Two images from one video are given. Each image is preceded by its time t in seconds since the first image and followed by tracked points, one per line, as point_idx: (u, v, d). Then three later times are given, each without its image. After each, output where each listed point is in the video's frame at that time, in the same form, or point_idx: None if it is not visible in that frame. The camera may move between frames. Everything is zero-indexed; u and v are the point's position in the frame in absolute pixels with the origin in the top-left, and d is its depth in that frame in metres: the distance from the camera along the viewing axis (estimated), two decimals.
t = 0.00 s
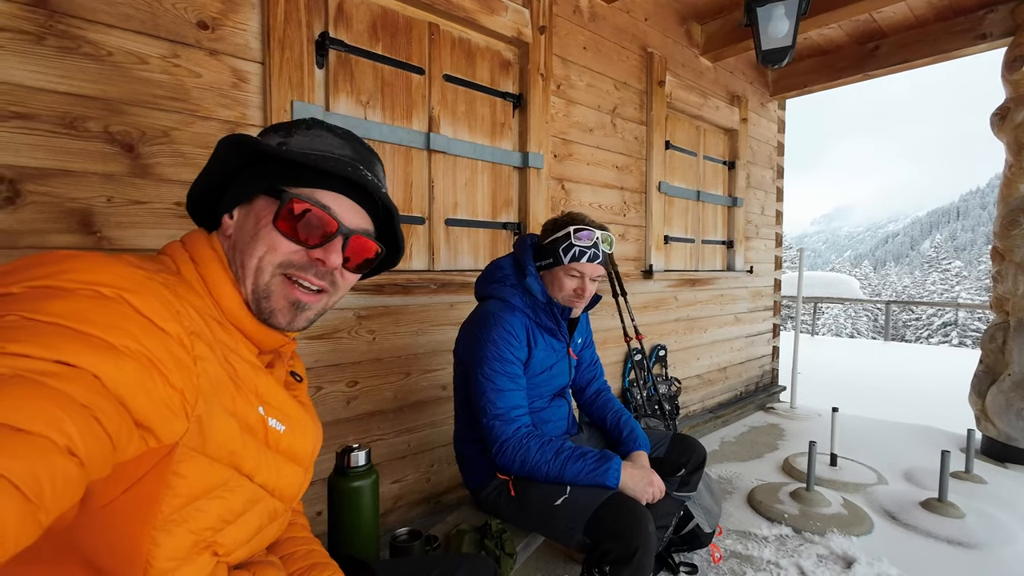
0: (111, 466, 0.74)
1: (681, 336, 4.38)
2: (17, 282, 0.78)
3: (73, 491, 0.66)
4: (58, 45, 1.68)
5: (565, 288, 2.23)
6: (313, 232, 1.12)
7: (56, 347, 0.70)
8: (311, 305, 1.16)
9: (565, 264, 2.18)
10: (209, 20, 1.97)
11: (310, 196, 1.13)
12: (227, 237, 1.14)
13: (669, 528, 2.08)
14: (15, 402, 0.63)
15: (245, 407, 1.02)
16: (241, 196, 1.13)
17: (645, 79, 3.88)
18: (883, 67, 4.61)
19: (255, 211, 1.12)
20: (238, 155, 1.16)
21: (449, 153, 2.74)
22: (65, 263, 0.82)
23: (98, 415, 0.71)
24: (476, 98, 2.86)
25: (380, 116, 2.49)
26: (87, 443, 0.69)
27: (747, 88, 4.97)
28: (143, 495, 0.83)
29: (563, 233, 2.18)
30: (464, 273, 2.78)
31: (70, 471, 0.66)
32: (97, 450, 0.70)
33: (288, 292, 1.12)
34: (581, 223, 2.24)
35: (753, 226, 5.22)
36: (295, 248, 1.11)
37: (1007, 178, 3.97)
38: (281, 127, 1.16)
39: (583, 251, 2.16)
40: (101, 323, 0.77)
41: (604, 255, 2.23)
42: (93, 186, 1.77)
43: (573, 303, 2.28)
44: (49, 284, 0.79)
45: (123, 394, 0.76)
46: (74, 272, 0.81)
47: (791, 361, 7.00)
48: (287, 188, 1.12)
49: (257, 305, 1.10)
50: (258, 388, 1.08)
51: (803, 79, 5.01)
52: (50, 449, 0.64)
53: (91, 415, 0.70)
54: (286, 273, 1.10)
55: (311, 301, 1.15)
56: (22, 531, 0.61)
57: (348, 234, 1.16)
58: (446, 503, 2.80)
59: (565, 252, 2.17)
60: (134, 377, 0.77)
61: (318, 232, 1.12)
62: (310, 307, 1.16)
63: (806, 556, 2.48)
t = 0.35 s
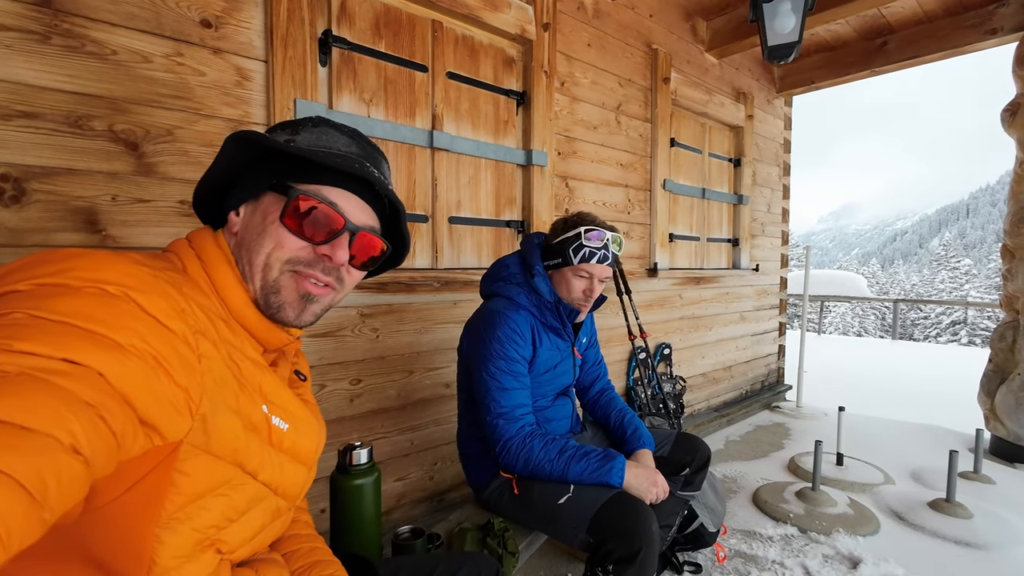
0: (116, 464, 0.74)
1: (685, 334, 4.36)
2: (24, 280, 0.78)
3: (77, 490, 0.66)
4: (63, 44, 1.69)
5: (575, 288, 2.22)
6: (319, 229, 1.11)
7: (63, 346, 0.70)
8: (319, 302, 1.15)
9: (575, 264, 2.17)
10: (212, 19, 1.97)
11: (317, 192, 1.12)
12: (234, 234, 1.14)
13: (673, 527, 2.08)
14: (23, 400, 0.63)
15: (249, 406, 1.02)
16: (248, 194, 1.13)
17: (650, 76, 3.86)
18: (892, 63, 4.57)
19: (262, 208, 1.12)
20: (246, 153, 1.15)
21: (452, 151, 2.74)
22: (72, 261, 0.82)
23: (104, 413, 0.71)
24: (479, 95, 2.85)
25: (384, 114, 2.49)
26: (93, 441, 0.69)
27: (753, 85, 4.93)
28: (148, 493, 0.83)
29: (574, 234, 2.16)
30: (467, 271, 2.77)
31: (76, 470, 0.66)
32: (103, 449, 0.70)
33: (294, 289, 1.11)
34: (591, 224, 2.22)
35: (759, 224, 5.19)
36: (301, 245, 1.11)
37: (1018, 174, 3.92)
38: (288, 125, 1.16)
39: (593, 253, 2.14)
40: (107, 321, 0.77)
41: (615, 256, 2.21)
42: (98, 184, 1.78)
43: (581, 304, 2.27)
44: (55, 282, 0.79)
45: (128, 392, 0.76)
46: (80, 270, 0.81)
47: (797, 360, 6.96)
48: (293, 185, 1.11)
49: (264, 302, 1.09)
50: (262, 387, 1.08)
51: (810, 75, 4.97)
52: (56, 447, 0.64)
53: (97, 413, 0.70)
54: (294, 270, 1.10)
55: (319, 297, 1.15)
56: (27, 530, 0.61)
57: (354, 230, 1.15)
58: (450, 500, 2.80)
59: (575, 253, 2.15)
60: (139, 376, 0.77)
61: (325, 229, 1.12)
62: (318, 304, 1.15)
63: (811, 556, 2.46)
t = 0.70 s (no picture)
0: (114, 461, 0.74)
1: (688, 334, 4.35)
2: (20, 278, 0.78)
3: (75, 487, 0.66)
4: (65, 43, 1.69)
5: (582, 283, 2.21)
6: (317, 228, 1.11)
7: (60, 342, 0.70)
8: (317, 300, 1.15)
9: (583, 259, 2.17)
10: (214, 18, 1.97)
11: (314, 191, 1.12)
12: (231, 233, 1.14)
13: (676, 527, 2.07)
14: (20, 398, 0.63)
15: (248, 403, 1.02)
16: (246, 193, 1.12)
17: (653, 74, 3.85)
18: (896, 61, 4.54)
19: (260, 206, 1.11)
20: (243, 151, 1.15)
21: (454, 150, 2.73)
22: (69, 258, 0.82)
23: (102, 410, 0.71)
24: (481, 94, 2.85)
25: (385, 113, 2.49)
26: (91, 438, 0.68)
27: (756, 83, 4.91)
28: (146, 491, 0.83)
29: (581, 229, 2.17)
30: (469, 270, 2.77)
31: (73, 466, 0.65)
32: (101, 445, 0.70)
33: (293, 290, 1.12)
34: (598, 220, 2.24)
35: (762, 223, 5.16)
36: (300, 244, 1.11)
37: None
38: (285, 122, 1.15)
39: (602, 248, 2.15)
40: (104, 318, 0.77)
41: (621, 253, 2.24)
42: (100, 183, 1.78)
43: (588, 299, 2.25)
44: (52, 279, 0.79)
45: (126, 389, 0.76)
46: (78, 267, 0.81)
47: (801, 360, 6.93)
48: (290, 184, 1.11)
49: (262, 302, 1.09)
50: (260, 384, 1.08)
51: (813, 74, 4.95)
52: (53, 443, 0.64)
53: (95, 410, 0.70)
54: (292, 269, 1.10)
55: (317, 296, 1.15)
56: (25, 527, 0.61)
57: (352, 229, 1.16)
58: (451, 500, 2.80)
59: (583, 247, 2.15)
60: (137, 373, 0.77)
61: (323, 228, 1.12)
62: (316, 303, 1.15)
63: (815, 557, 2.45)
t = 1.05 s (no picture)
0: (118, 459, 0.74)
1: (690, 334, 4.35)
2: (24, 277, 0.79)
3: (80, 485, 0.66)
4: (70, 44, 1.70)
5: (588, 276, 2.23)
6: (318, 229, 1.11)
7: (63, 341, 0.70)
8: (315, 300, 1.15)
9: (588, 252, 2.20)
10: (217, 18, 1.98)
11: (316, 192, 1.12)
12: (233, 229, 1.14)
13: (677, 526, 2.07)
14: (25, 396, 0.63)
15: (250, 401, 1.03)
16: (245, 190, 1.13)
17: (655, 74, 3.85)
18: (899, 60, 4.53)
19: (261, 205, 1.12)
20: (246, 149, 1.16)
21: (456, 150, 2.74)
22: (72, 257, 0.83)
23: (105, 408, 0.71)
24: (484, 94, 2.85)
25: (388, 113, 2.49)
26: (95, 436, 0.69)
27: (758, 83, 4.91)
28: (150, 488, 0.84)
29: (584, 223, 2.21)
30: (471, 270, 2.78)
31: (78, 464, 0.66)
32: (105, 443, 0.70)
33: (292, 288, 1.11)
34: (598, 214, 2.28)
35: (764, 223, 5.16)
36: (299, 244, 1.11)
37: None
38: (291, 122, 1.16)
39: (606, 240, 2.19)
40: (107, 316, 0.77)
41: (624, 245, 2.26)
42: (104, 183, 1.79)
43: (596, 293, 2.27)
44: (56, 278, 0.79)
45: (129, 388, 0.76)
46: (81, 267, 0.82)
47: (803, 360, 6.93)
48: (292, 183, 1.11)
49: (261, 299, 1.10)
50: (262, 382, 1.08)
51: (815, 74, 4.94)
52: (58, 441, 0.65)
53: (98, 408, 0.71)
54: (291, 268, 1.10)
55: (315, 296, 1.15)
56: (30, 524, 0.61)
57: (352, 231, 1.16)
58: (454, 499, 2.81)
59: (588, 240, 2.18)
60: (141, 371, 0.78)
61: (323, 228, 1.12)
62: (314, 303, 1.15)
63: (817, 556, 2.44)
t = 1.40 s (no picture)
0: (120, 462, 0.74)
1: (691, 334, 4.35)
2: (26, 281, 0.79)
3: (82, 489, 0.66)
4: (71, 45, 1.70)
5: (590, 276, 2.24)
6: (320, 230, 1.11)
7: (66, 345, 0.70)
8: (316, 301, 1.15)
9: (589, 252, 2.20)
10: (218, 19, 1.98)
11: (317, 193, 1.13)
12: (234, 232, 1.14)
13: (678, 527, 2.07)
14: (27, 400, 0.63)
15: (252, 404, 1.03)
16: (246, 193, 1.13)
17: (656, 74, 3.84)
18: (900, 60, 4.53)
19: (263, 207, 1.12)
20: (245, 152, 1.16)
21: (457, 151, 2.74)
22: (73, 261, 0.83)
23: (106, 412, 0.71)
24: (485, 95, 2.85)
25: (389, 113, 2.49)
26: (97, 439, 0.69)
27: (759, 83, 4.90)
28: (151, 492, 0.84)
29: (584, 223, 2.20)
30: (472, 270, 2.78)
31: (80, 468, 0.66)
32: (107, 448, 0.70)
33: (293, 289, 1.12)
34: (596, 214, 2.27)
35: (765, 222, 5.16)
36: (301, 245, 1.11)
37: None
38: (290, 123, 1.16)
39: (606, 239, 2.18)
40: (109, 320, 0.77)
41: (625, 243, 2.26)
42: (106, 185, 1.79)
43: (596, 293, 2.28)
44: (57, 281, 0.79)
45: (131, 392, 0.76)
46: (83, 271, 0.82)
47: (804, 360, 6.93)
48: (294, 185, 1.11)
49: (262, 301, 1.10)
50: (264, 383, 1.08)
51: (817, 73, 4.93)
52: (60, 446, 0.65)
53: (100, 411, 0.71)
54: (293, 269, 1.11)
55: (316, 298, 1.15)
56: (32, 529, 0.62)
57: (355, 231, 1.16)
58: (455, 499, 2.81)
59: (587, 240, 2.19)
60: (143, 375, 0.78)
61: (325, 228, 1.12)
62: (316, 305, 1.15)
63: (818, 557, 2.44)
